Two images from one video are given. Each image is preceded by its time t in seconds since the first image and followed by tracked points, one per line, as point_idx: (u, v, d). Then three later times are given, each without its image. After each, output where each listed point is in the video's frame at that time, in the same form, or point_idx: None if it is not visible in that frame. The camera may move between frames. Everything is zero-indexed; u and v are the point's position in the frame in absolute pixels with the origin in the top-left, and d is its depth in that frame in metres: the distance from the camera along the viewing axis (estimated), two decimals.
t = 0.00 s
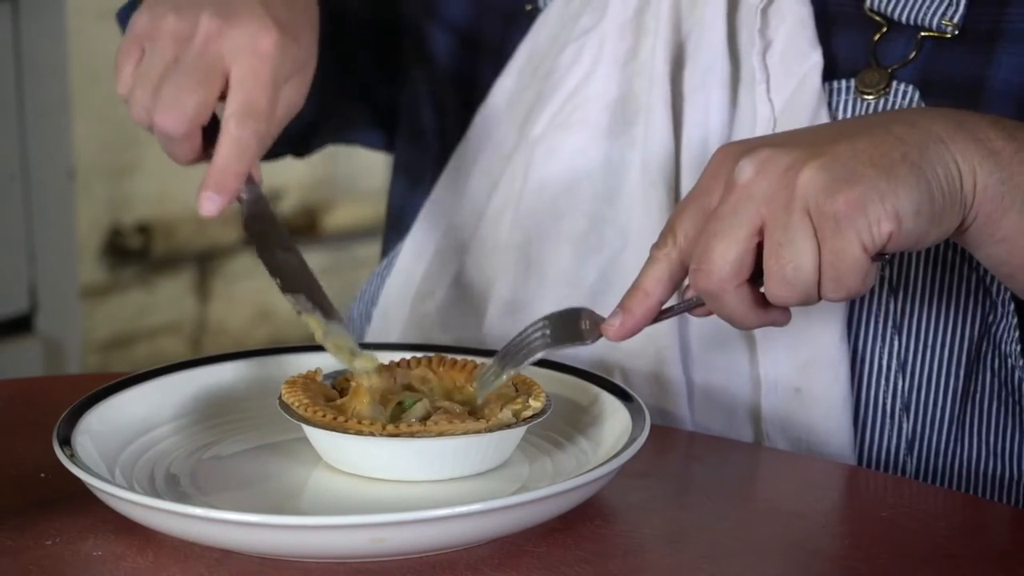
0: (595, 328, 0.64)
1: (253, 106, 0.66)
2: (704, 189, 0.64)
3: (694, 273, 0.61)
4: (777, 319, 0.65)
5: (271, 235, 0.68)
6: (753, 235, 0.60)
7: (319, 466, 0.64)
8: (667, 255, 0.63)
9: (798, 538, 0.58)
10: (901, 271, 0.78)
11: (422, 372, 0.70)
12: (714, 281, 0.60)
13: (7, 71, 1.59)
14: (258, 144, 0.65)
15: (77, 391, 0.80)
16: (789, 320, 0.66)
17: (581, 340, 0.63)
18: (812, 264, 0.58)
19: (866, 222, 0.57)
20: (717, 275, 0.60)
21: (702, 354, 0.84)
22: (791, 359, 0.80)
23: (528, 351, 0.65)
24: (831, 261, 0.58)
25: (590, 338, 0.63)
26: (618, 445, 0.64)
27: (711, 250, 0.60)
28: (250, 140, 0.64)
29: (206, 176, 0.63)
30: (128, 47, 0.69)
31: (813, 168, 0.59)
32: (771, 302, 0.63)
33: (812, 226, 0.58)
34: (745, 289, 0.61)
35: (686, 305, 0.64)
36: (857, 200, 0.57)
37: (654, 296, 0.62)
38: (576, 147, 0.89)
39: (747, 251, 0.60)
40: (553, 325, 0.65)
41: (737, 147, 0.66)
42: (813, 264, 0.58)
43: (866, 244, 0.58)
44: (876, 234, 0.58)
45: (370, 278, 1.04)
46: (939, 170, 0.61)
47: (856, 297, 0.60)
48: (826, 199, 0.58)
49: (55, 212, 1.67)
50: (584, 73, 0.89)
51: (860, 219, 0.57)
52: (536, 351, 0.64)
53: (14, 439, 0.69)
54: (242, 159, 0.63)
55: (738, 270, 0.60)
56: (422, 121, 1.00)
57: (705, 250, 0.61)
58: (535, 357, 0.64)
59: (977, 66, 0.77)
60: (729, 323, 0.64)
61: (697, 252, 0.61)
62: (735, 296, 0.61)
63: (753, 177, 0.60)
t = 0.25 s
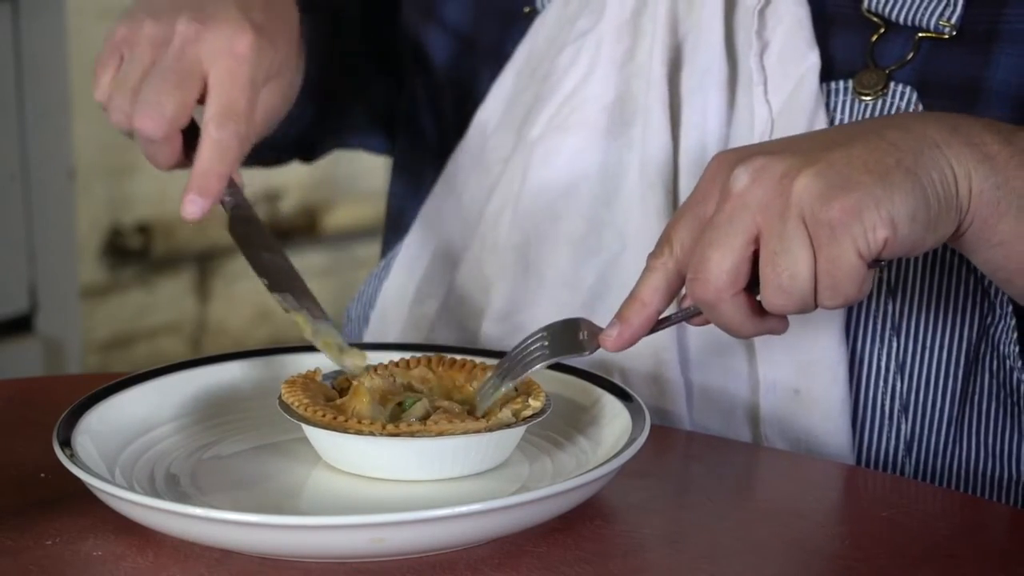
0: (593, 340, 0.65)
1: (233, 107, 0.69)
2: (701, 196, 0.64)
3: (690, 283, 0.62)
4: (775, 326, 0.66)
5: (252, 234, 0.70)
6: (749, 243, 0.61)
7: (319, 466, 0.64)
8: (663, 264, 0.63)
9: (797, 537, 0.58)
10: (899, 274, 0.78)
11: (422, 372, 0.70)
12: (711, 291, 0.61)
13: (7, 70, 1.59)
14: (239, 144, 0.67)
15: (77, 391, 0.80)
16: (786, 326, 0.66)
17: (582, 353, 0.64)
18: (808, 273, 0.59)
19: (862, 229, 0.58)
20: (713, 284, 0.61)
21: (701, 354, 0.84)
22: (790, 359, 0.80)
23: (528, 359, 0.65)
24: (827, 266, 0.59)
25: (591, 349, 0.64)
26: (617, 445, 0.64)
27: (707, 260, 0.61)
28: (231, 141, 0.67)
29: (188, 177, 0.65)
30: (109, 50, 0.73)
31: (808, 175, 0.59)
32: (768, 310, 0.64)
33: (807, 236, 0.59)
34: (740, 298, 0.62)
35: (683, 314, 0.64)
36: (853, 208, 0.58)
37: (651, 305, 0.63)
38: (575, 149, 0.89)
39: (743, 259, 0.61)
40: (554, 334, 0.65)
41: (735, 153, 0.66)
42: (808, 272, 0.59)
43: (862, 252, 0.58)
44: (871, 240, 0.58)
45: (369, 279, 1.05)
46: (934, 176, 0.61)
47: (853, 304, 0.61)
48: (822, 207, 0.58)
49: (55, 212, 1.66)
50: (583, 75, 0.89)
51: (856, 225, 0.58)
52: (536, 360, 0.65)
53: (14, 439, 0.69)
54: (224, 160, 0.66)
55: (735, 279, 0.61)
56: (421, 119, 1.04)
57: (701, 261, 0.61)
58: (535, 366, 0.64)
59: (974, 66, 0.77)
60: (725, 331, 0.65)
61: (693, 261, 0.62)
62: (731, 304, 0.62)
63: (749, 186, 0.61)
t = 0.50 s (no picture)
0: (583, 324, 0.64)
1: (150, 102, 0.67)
2: (702, 184, 0.64)
3: (685, 275, 0.62)
4: (768, 321, 0.66)
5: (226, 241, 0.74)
6: (746, 240, 0.61)
7: (319, 466, 0.65)
8: (662, 254, 0.64)
9: (797, 538, 0.58)
10: (897, 274, 0.78)
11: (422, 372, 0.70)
12: (706, 285, 0.62)
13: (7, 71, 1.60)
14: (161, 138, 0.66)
15: (76, 391, 0.80)
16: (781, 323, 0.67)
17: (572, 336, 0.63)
18: (803, 273, 0.59)
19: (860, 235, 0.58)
20: (707, 279, 0.61)
21: (700, 355, 0.85)
22: (789, 360, 0.80)
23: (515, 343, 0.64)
24: (822, 270, 0.59)
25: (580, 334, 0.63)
26: (618, 444, 0.64)
27: (703, 254, 0.61)
28: (149, 134, 0.65)
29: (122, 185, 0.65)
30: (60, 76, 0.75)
31: (811, 175, 0.59)
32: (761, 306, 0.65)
33: (805, 237, 0.59)
34: (734, 294, 0.62)
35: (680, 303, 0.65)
36: (853, 212, 0.58)
37: (649, 296, 0.63)
38: (574, 150, 0.89)
39: (740, 255, 0.61)
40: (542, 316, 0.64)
41: (735, 144, 0.66)
42: (804, 272, 0.59)
43: (858, 257, 0.59)
44: (869, 246, 0.58)
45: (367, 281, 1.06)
46: (936, 182, 0.61)
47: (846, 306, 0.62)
48: (822, 210, 0.58)
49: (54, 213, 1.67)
50: (581, 76, 0.89)
51: (854, 231, 0.58)
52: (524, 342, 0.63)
53: (14, 439, 0.69)
54: (147, 157, 0.64)
55: (730, 275, 0.61)
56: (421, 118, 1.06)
57: (697, 254, 0.61)
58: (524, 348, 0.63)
59: (973, 68, 0.77)
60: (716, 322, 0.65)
61: (690, 253, 0.62)
62: (725, 300, 0.62)
63: (750, 182, 0.61)
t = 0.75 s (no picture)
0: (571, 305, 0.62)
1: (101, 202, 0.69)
2: (703, 177, 0.64)
3: (677, 271, 0.62)
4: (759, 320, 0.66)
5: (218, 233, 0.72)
6: (741, 242, 0.61)
7: (319, 466, 0.64)
8: (662, 243, 0.63)
9: (798, 538, 0.58)
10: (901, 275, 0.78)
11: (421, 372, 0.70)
12: (696, 283, 0.61)
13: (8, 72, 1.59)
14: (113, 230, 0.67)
15: (77, 391, 0.80)
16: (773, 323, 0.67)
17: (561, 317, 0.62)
18: (795, 286, 0.59)
19: (854, 255, 0.58)
20: (697, 278, 0.61)
21: (700, 354, 0.84)
22: (789, 360, 0.80)
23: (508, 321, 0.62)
24: (813, 284, 0.59)
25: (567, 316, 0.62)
26: (618, 443, 0.64)
27: (696, 253, 0.61)
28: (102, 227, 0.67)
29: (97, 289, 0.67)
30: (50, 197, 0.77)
31: (814, 187, 0.59)
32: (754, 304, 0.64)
33: (799, 248, 0.59)
34: (723, 293, 0.62)
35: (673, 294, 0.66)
36: (851, 232, 0.58)
37: (652, 287, 0.63)
38: (574, 150, 0.89)
39: (733, 256, 0.61)
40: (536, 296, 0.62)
41: (743, 140, 0.66)
42: (795, 282, 0.59)
43: (850, 275, 0.59)
44: (862, 266, 0.58)
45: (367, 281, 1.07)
46: (939, 204, 0.61)
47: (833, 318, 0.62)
48: (820, 225, 0.58)
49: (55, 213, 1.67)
50: (581, 77, 0.89)
51: (848, 251, 0.58)
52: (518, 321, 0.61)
53: (14, 439, 0.69)
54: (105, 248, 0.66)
55: (721, 276, 0.61)
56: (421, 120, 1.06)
57: (690, 252, 0.61)
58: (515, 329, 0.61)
59: (973, 67, 0.77)
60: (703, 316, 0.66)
61: (685, 248, 0.61)
62: (713, 298, 0.62)
63: (751, 186, 0.60)
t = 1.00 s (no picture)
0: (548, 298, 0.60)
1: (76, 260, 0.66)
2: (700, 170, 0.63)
3: (657, 270, 0.61)
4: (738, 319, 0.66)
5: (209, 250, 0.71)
6: (724, 250, 0.60)
7: (319, 467, 0.65)
8: (647, 238, 0.62)
9: (797, 537, 0.58)
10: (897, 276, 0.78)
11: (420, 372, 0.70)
12: (672, 286, 0.61)
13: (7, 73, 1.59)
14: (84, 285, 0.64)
15: (76, 391, 0.80)
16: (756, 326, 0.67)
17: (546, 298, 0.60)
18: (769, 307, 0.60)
19: (830, 287, 0.60)
20: (675, 281, 0.60)
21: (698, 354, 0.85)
22: (786, 360, 0.80)
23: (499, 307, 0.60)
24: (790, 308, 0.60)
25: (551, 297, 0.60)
26: (619, 443, 0.64)
27: (677, 255, 0.60)
28: (70, 285, 0.64)
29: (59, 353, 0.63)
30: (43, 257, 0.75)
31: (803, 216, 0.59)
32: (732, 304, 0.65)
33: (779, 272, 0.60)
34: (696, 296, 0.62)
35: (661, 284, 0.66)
36: (831, 268, 0.59)
37: (640, 275, 0.62)
38: (569, 152, 0.89)
39: (714, 264, 0.60)
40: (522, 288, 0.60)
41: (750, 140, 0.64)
42: (770, 300, 0.60)
43: (824, 304, 0.60)
44: (836, 298, 0.60)
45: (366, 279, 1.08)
46: (927, 242, 0.62)
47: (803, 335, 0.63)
48: (802, 257, 0.59)
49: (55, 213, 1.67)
50: (576, 78, 0.89)
51: (825, 284, 0.59)
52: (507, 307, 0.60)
53: (14, 439, 0.69)
54: (74, 308, 0.63)
55: (700, 280, 0.60)
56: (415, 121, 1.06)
57: (671, 251, 0.60)
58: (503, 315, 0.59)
59: (969, 66, 0.78)
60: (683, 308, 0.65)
61: (666, 248, 0.61)
62: (689, 298, 0.62)
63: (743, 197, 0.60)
